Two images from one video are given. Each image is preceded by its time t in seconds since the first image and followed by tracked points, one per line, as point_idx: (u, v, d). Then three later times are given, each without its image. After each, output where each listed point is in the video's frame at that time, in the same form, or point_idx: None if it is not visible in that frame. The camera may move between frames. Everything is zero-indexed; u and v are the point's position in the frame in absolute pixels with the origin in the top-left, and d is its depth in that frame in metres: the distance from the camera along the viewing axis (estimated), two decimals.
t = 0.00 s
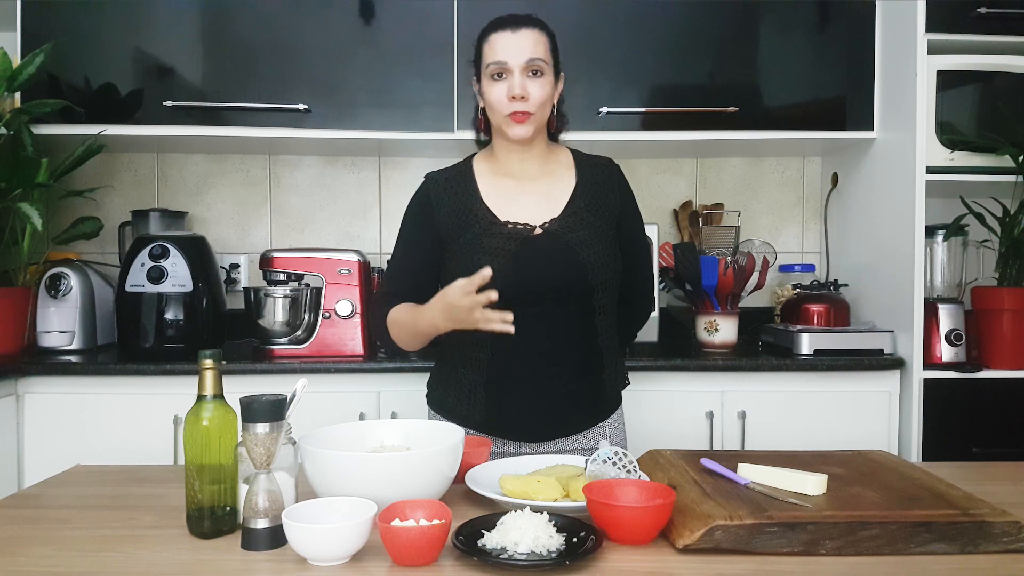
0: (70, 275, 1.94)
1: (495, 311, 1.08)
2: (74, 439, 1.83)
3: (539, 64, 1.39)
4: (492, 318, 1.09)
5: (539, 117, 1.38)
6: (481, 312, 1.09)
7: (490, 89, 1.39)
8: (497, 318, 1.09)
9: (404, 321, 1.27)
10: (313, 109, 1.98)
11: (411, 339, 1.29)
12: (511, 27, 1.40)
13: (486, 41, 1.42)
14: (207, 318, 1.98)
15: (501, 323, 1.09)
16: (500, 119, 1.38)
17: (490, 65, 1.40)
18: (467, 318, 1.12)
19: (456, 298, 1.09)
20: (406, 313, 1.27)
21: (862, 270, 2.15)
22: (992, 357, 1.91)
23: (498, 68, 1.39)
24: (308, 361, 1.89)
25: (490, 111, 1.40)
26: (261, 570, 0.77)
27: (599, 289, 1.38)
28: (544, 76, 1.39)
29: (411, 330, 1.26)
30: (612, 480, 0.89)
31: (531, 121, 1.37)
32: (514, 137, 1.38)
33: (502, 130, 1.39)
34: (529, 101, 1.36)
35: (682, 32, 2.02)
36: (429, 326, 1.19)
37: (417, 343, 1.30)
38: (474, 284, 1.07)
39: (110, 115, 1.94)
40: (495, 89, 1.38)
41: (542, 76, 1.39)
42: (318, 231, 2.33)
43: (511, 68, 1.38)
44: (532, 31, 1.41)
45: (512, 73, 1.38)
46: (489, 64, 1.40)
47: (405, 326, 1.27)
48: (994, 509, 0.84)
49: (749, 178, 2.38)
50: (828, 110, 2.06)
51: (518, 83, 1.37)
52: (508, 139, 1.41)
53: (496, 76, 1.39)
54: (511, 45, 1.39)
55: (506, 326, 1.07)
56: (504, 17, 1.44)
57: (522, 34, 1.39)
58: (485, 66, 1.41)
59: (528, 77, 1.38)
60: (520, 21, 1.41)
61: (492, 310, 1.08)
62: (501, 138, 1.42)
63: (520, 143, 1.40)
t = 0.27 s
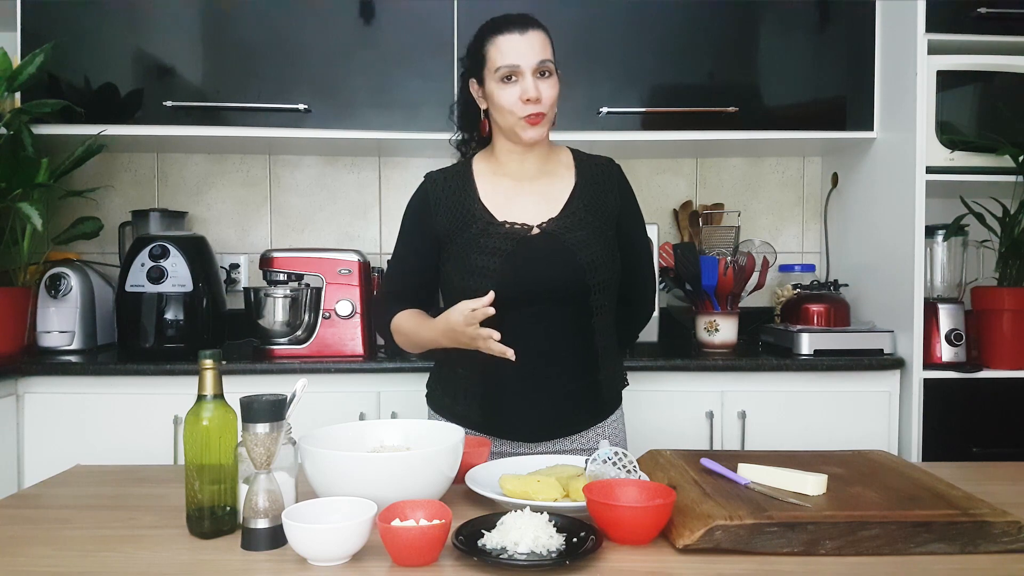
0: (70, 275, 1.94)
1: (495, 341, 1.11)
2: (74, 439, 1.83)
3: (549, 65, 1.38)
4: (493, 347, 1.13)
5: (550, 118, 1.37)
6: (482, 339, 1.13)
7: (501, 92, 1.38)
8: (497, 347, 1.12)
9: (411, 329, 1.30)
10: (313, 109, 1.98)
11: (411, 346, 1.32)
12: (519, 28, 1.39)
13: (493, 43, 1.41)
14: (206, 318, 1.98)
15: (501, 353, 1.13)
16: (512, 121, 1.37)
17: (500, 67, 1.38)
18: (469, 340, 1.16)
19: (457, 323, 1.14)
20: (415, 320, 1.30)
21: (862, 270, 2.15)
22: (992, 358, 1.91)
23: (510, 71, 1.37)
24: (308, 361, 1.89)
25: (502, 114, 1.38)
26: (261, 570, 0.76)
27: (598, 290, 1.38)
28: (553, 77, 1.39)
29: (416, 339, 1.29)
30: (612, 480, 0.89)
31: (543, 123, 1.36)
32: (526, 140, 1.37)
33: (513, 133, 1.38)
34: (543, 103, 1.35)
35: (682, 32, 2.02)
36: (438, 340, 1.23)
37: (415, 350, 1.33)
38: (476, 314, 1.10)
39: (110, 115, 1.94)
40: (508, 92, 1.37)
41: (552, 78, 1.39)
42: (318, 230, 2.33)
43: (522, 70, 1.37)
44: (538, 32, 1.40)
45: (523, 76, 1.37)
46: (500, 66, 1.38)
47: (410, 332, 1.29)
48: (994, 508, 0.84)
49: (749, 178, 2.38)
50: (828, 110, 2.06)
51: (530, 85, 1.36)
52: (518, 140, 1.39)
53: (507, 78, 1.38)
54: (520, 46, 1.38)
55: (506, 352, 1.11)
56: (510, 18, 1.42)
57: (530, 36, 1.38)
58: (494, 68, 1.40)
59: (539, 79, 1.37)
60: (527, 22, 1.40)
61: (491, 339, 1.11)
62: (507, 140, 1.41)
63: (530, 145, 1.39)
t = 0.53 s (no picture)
0: (70, 275, 1.94)
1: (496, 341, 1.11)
2: (74, 439, 1.83)
3: (544, 60, 1.38)
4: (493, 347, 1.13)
5: (545, 112, 1.37)
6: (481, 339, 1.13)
7: (494, 85, 1.38)
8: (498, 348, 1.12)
9: (414, 328, 1.29)
10: (313, 109, 1.98)
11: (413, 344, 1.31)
12: (514, 23, 1.40)
13: (490, 38, 1.41)
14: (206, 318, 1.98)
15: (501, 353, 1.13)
16: (504, 114, 1.37)
17: (494, 61, 1.39)
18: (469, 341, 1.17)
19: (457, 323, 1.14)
20: (418, 320, 1.30)
21: (862, 270, 2.15)
22: (992, 357, 1.91)
23: (504, 64, 1.38)
24: (308, 361, 1.89)
25: (495, 107, 1.39)
26: (261, 570, 0.76)
27: (595, 291, 1.38)
28: (548, 71, 1.39)
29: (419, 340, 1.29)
30: (612, 480, 0.89)
31: (537, 117, 1.36)
32: (520, 133, 1.37)
33: (506, 126, 1.38)
34: (536, 96, 1.35)
35: (682, 32, 2.02)
36: (440, 341, 1.23)
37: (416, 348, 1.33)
38: (475, 313, 1.10)
39: (110, 115, 1.94)
40: (501, 84, 1.37)
41: (547, 72, 1.39)
42: (318, 230, 2.33)
43: (516, 64, 1.38)
44: (534, 28, 1.40)
45: (517, 69, 1.38)
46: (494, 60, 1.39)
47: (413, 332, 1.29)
48: (994, 508, 0.84)
49: (749, 178, 2.38)
50: (828, 109, 2.06)
51: (523, 79, 1.36)
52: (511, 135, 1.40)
53: (501, 72, 1.39)
54: (516, 41, 1.38)
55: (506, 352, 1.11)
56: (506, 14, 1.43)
57: (526, 31, 1.39)
58: (489, 62, 1.40)
59: (534, 74, 1.38)
60: (523, 18, 1.40)
61: (491, 339, 1.11)
62: (504, 137, 1.41)
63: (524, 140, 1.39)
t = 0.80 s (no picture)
0: (70, 275, 1.94)
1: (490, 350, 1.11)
2: (74, 439, 1.83)
3: (535, 64, 1.38)
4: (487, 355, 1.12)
5: (537, 116, 1.38)
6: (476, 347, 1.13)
7: (488, 91, 1.39)
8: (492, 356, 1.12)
9: (412, 330, 1.29)
10: (313, 109, 1.98)
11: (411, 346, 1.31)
12: (506, 27, 1.39)
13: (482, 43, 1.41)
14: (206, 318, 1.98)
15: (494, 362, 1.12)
16: (498, 120, 1.38)
17: (487, 67, 1.39)
18: (464, 348, 1.17)
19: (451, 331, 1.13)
20: (416, 322, 1.30)
21: (862, 270, 2.15)
22: (992, 357, 1.90)
23: (495, 70, 1.38)
24: (308, 361, 1.89)
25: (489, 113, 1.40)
26: (261, 570, 0.76)
27: (593, 292, 1.38)
28: (541, 75, 1.39)
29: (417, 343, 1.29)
30: (612, 480, 0.89)
31: (530, 122, 1.37)
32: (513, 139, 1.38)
33: (501, 132, 1.39)
34: (527, 102, 1.36)
35: (682, 32, 2.02)
36: (437, 345, 1.24)
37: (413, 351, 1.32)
38: (471, 323, 1.11)
39: (110, 115, 1.94)
40: (494, 90, 1.38)
41: (540, 76, 1.39)
42: (318, 230, 2.33)
43: (508, 69, 1.38)
44: (527, 31, 1.39)
45: (509, 74, 1.38)
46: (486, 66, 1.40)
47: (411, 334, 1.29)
48: (994, 508, 0.84)
49: (749, 178, 2.38)
50: (828, 109, 2.06)
51: (515, 84, 1.36)
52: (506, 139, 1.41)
53: (493, 77, 1.39)
54: (507, 46, 1.38)
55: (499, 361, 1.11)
56: (498, 18, 1.42)
57: (518, 36, 1.38)
58: (482, 68, 1.41)
59: (526, 78, 1.37)
60: (514, 22, 1.40)
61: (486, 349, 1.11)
62: (500, 141, 1.42)
63: (519, 144, 1.40)
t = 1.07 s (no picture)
0: (70, 275, 1.94)
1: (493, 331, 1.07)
2: (74, 439, 1.83)
3: (528, 56, 1.39)
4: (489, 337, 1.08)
5: (533, 108, 1.37)
6: (477, 330, 1.09)
7: (482, 86, 1.39)
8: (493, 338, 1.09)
9: (410, 327, 1.26)
10: (313, 109, 1.98)
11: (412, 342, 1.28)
12: (497, 24, 1.41)
13: (475, 41, 1.43)
14: (207, 318, 1.98)
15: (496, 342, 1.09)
16: (494, 113, 1.38)
17: (481, 62, 1.40)
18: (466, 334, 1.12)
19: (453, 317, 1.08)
20: (412, 318, 1.26)
21: (862, 270, 2.15)
22: (992, 358, 1.90)
23: (490, 64, 1.39)
24: (308, 361, 1.89)
25: (484, 108, 1.39)
26: (261, 570, 0.76)
27: (592, 292, 1.37)
28: (535, 67, 1.39)
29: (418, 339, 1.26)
30: (612, 480, 0.89)
31: (527, 112, 1.36)
32: (511, 131, 1.37)
33: (497, 126, 1.39)
34: (523, 92, 1.35)
35: (682, 32, 2.02)
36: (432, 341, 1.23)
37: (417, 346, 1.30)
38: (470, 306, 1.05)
39: (111, 115, 1.94)
40: (488, 84, 1.38)
41: (534, 68, 1.39)
42: (318, 231, 2.33)
43: (501, 63, 1.38)
44: (519, 27, 1.41)
45: (503, 68, 1.38)
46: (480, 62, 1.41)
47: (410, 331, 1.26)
48: (994, 508, 0.84)
49: (749, 178, 2.38)
50: (828, 109, 2.06)
51: (509, 77, 1.37)
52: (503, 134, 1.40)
53: (487, 73, 1.39)
54: (499, 42, 1.39)
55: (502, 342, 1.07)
56: (491, 17, 1.44)
57: (510, 31, 1.40)
58: (476, 65, 1.42)
59: (520, 71, 1.38)
60: (505, 19, 1.42)
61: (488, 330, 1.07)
62: (497, 138, 1.42)
63: (516, 138, 1.40)
